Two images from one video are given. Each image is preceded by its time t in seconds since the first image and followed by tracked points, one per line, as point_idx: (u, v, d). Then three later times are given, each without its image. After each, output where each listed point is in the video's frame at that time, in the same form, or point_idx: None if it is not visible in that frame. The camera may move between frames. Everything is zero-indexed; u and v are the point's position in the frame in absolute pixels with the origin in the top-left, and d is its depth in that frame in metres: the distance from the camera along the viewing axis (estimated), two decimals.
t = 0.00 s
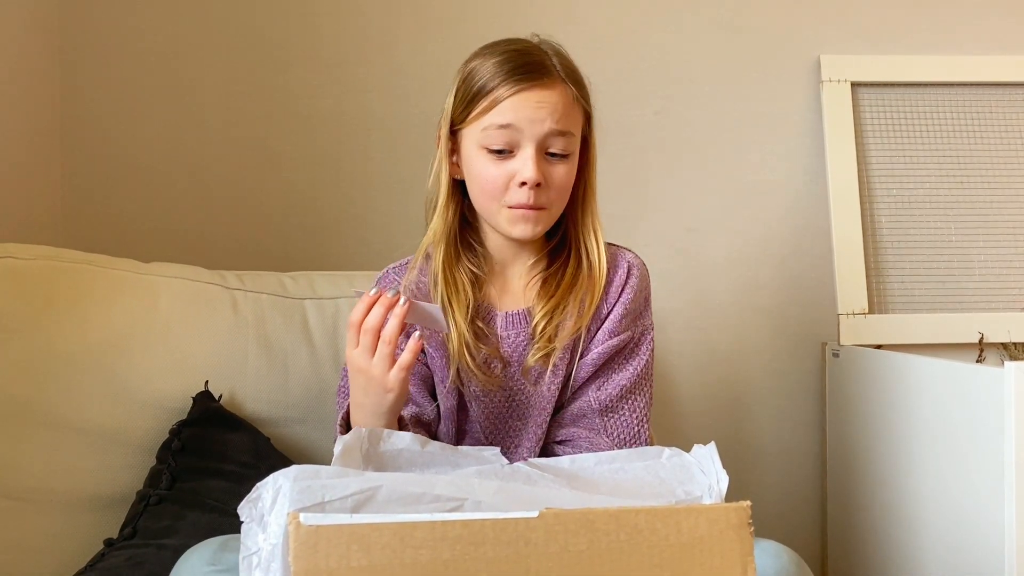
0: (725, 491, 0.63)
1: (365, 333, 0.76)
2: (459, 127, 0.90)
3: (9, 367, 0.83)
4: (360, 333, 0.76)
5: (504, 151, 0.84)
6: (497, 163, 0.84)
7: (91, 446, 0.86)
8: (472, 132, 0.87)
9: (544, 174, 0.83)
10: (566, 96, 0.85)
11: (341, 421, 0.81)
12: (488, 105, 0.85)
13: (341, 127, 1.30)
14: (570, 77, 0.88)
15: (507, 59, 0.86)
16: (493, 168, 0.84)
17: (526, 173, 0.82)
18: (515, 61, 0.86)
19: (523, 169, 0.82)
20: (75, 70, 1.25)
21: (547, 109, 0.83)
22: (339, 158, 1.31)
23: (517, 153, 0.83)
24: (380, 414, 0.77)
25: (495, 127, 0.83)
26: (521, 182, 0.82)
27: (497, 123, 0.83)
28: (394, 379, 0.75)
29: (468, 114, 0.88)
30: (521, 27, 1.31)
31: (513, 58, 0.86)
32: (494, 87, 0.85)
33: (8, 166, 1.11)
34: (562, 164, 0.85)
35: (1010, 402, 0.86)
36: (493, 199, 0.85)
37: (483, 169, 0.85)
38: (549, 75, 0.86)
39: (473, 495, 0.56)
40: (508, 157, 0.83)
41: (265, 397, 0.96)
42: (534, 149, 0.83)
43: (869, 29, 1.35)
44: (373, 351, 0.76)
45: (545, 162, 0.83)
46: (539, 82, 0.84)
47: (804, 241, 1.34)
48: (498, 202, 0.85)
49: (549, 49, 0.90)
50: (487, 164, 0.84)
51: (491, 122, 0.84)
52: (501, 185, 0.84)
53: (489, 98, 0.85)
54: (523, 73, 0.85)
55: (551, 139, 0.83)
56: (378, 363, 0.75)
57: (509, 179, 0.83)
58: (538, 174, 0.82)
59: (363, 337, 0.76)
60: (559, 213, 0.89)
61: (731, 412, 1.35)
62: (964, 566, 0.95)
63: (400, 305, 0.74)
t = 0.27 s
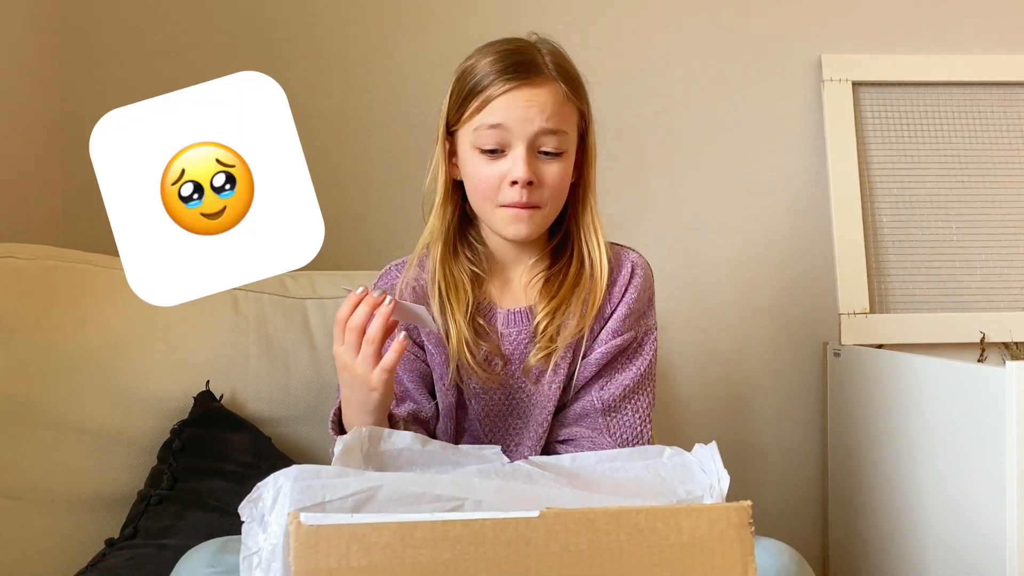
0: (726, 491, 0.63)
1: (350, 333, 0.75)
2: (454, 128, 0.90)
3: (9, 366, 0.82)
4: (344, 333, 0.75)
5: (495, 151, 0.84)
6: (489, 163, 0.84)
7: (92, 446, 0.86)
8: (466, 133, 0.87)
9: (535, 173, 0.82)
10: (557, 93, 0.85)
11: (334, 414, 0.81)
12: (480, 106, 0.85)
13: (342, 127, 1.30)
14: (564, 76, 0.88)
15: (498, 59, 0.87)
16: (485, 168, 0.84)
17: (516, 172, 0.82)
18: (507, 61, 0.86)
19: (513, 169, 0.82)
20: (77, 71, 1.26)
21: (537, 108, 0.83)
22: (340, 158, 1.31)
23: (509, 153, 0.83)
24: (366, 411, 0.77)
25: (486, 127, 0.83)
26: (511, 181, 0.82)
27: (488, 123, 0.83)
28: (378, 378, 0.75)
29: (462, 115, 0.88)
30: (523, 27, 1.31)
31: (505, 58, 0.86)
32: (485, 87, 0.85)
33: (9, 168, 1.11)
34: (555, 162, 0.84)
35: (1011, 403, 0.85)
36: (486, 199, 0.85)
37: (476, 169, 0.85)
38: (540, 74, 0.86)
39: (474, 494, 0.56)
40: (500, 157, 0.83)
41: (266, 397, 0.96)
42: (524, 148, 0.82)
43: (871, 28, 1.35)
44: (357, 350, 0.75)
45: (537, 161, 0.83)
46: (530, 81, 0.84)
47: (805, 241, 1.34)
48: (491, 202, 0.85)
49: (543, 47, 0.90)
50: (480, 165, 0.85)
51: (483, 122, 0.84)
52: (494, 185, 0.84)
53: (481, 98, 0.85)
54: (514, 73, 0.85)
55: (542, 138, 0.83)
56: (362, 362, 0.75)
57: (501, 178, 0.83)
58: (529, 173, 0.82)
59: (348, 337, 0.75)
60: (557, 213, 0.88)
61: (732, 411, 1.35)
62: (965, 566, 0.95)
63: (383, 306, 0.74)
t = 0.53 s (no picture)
0: (728, 491, 0.63)
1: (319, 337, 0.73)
2: (449, 126, 0.91)
3: (10, 366, 0.82)
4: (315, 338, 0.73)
5: (489, 147, 0.84)
6: (483, 159, 0.84)
7: (94, 446, 0.86)
8: (460, 130, 0.88)
9: (529, 168, 0.82)
10: (549, 88, 0.85)
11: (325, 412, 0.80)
12: (473, 103, 0.85)
13: (343, 126, 1.30)
14: (555, 69, 0.88)
15: (490, 56, 0.87)
16: (480, 165, 0.84)
17: (510, 168, 0.82)
18: (499, 57, 0.86)
19: (507, 165, 0.82)
20: (78, 72, 1.26)
21: (529, 104, 0.83)
22: (341, 158, 1.31)
23: (502, 149, 0.83)
24: (352, 409, 0.76)
25: (480, 124, 0.84)
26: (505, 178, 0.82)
27: (481, 120, 0.83)
28: (354, 378, 0.73)
29: (456, 112, 0.89)
30: (524, 27, 1.31)
31: (496, 54, 0.86)
32: (478, 85, 0.85)
33: (11, 168, 1.12)
34: (549, 157, 0.84)
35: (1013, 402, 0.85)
36: (482, 196, 0.85)
37: (472, 166, 0.85)
38: (531, 69, 0.86)
39: (478, 494, 0.56)
40: (494, 153, 0.84)
41: (268, 396, 0.96)
42: (518, 143, 0.82)
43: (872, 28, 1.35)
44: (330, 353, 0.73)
45: (530, 157, 0.83)
46: (522, 77, 0.84)
47: (807, 240, 1.34)
48: (487, 199, 0.85)
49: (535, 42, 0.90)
50: (475, 162, 0.85)
51: (476, 119, 0.84)
52: (489, 182, 0.84)
53: (474, 95, 0.86)
54: (506, 69, 0.85)
55: (535, 133, 0.83)
56: (336, 364, 0.73)
57: (496, 175, 0.83)
58: (523, 168, 0.82)
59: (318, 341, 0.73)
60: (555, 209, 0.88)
61: (734, 411, 1.35)
62: (968, 566, 0.95)
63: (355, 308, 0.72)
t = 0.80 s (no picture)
0: (729, 490, 0.62)
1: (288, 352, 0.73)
2: (415, 131, 0.91)
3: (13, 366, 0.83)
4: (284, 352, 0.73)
5: (456, 151, 0.84)
6: (450, 162, 0.84)
7: (97, 447, 0.86)
8: (426, 135, 0.88)
9: (496, 169, 0.83)
10: (511, 88, 0.85)
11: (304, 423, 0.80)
12: (437, 107, 0.86)
13: (344, 127, 1.30)
14: (517, 68, 0.88)
15: (451, 58, 0.87)
16: (447, 169, 0.84)
17: (478, 170, 0.82)
18: (460, 60, 0.86)
19: (474, 167, 0.82)
20: (80, 73, 1.26)
21: (492, 105, 0.83)
22: (342, 158, 1.31)
23: (469, 152, 0.83)
24: (331, 415, 0.77)
25: (445, 128, 0.84)
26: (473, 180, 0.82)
27: (446, 124, 0.84)
28: (326, 389, 0.73)
29: (421, 117, 0.89)
30: (525, 27, 1.31)
31: (456, 57, 0.86)
32: (441, 89, 0.85)
33: (14, 169, 1.12)
34: (516, 157, 0.84)
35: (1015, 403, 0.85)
36: (451, 200, 0.86)
37: (439, 170, 0.85)
38: (493, 70, 0.86)
39: (477, 494, 0.56)
40: (460, 156, 0.84)
41: (269, 397, 0.97)
42: (483, 145, 0.83)
43: (874, 28, 1.35)
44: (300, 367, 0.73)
45: (497, 158, 0.83)
46: (484, 78, 0.84)
47: (809, 241, 1.34)
48: (457, 202, 0.85)
49: (495, 42, 0.90)
50: (442, 165, 0.85)
51: (441, 124, 0.84)
52: (457, 185, 0.84)
53: (438, 99, 0.86)
54: (468, 72, 0.85)
55: (500, 134, 0.83)
56: (307, 377, 0.73)
57: (464, 178, 0.83)
58: (490, 170, 0.82)
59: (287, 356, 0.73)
60: (525, 209, 0.88)
61: (735, 411, 1.35)
62: (969, 567, 0.95)
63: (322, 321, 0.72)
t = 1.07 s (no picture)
0: (730, 491, 0.63)
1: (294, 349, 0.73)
2: (438, 127, 0.91)
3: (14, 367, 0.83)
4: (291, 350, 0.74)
5: (479, 150, 0.84)
6: (473, 161, 0.84)
7: (97, 448, 0.86)
8: (450, 132, 0.88)
9: (518, 172, 0.83)
10: (540, 93, 0.85)
11: (308, 418, 0.80)
12: (464, 105, 0.86)
13: (345, 128, 1.31)
14: (547, 73, 0.88)
15: (482, 58, 0.87)
16: (468, 168, 0.85)
17: (500, 172, 0.82)
18: (491, 60, 0.86)
19: (497, 168, 0.83)
20: (81, 74, 1.26)
21: (521, 108, 0.83)
22: (343, 159, 1.31)
23: (492, 152, 0.83)
24: (335, 414, 0.77)
25: (470, 127, 0.84)
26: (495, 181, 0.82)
27: (472, 123, 0.84)
28: (332, 387, 0.74)
29: (446, 114, 0.89)
30: (525, 28, 1.31)
31: (487, 57, 0.86)
32: (469, 87, 0.85)
33: (15, 170, 1.12)
34: (538, 162, 0.84)
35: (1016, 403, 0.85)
36: (470, 198, 0.86)
37: (461, 169, 0.86)
38: (524, 73, 0.86)
39: (478, 494, 0.56)
40: (483, 157, 0.84)
41: (270, 398, 0.97)
42: (508, 147, 0.83)
43: (874, 28, 1.35)
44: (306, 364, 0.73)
45: (520, 161, 0.84)
46: (514, 81, 0.84)
47: (809, 241, 1.34)
48: (475, 201, 0.86)
49: (526, 45, 0.90)
50: (464, 164, 0.85)
51: (467, 122, 0.84)
52: (478, 185, 0.84)
53: (465, 98, 0.86)
54: (498, 73, 0.85)
55: (525, 138, 0.83)
56: (313, 374, 0.74)
57: (485, 178, 0.84)
58: (513, 173, 0.82)
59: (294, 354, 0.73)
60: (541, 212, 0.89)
61: (736, 412, 1.35)
62: (971, 567, 0.94)
63: (328, 318, 0.72)
